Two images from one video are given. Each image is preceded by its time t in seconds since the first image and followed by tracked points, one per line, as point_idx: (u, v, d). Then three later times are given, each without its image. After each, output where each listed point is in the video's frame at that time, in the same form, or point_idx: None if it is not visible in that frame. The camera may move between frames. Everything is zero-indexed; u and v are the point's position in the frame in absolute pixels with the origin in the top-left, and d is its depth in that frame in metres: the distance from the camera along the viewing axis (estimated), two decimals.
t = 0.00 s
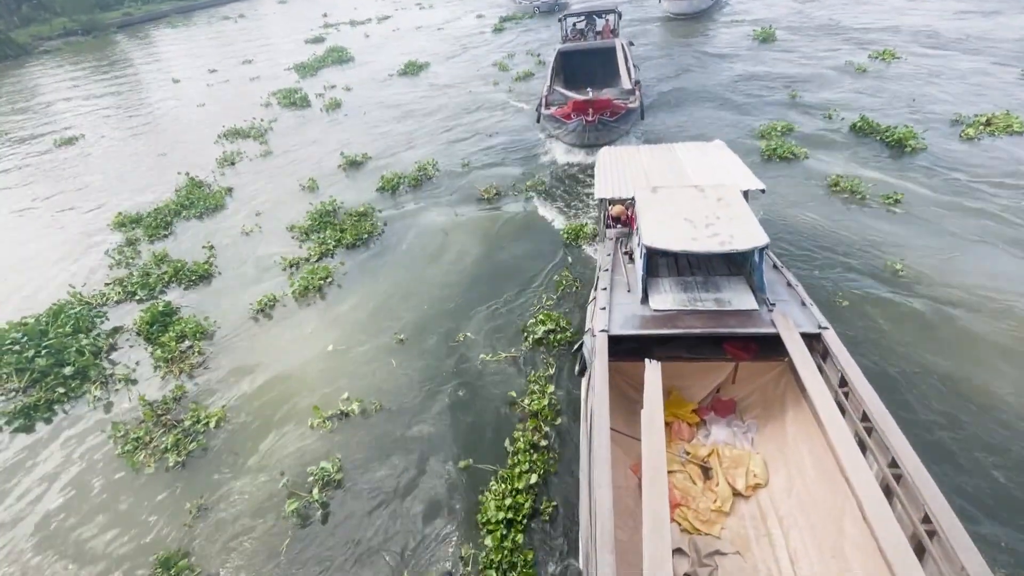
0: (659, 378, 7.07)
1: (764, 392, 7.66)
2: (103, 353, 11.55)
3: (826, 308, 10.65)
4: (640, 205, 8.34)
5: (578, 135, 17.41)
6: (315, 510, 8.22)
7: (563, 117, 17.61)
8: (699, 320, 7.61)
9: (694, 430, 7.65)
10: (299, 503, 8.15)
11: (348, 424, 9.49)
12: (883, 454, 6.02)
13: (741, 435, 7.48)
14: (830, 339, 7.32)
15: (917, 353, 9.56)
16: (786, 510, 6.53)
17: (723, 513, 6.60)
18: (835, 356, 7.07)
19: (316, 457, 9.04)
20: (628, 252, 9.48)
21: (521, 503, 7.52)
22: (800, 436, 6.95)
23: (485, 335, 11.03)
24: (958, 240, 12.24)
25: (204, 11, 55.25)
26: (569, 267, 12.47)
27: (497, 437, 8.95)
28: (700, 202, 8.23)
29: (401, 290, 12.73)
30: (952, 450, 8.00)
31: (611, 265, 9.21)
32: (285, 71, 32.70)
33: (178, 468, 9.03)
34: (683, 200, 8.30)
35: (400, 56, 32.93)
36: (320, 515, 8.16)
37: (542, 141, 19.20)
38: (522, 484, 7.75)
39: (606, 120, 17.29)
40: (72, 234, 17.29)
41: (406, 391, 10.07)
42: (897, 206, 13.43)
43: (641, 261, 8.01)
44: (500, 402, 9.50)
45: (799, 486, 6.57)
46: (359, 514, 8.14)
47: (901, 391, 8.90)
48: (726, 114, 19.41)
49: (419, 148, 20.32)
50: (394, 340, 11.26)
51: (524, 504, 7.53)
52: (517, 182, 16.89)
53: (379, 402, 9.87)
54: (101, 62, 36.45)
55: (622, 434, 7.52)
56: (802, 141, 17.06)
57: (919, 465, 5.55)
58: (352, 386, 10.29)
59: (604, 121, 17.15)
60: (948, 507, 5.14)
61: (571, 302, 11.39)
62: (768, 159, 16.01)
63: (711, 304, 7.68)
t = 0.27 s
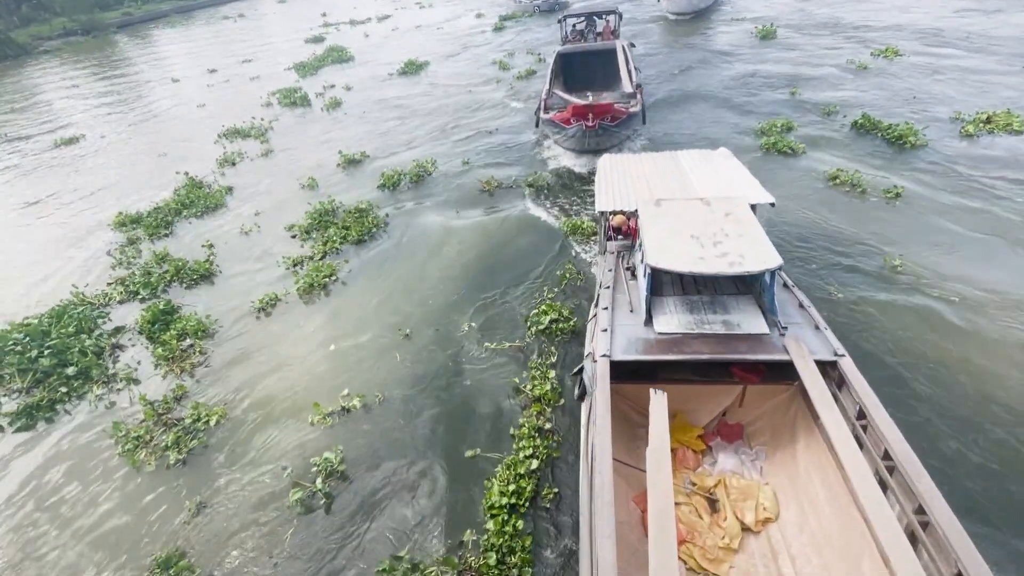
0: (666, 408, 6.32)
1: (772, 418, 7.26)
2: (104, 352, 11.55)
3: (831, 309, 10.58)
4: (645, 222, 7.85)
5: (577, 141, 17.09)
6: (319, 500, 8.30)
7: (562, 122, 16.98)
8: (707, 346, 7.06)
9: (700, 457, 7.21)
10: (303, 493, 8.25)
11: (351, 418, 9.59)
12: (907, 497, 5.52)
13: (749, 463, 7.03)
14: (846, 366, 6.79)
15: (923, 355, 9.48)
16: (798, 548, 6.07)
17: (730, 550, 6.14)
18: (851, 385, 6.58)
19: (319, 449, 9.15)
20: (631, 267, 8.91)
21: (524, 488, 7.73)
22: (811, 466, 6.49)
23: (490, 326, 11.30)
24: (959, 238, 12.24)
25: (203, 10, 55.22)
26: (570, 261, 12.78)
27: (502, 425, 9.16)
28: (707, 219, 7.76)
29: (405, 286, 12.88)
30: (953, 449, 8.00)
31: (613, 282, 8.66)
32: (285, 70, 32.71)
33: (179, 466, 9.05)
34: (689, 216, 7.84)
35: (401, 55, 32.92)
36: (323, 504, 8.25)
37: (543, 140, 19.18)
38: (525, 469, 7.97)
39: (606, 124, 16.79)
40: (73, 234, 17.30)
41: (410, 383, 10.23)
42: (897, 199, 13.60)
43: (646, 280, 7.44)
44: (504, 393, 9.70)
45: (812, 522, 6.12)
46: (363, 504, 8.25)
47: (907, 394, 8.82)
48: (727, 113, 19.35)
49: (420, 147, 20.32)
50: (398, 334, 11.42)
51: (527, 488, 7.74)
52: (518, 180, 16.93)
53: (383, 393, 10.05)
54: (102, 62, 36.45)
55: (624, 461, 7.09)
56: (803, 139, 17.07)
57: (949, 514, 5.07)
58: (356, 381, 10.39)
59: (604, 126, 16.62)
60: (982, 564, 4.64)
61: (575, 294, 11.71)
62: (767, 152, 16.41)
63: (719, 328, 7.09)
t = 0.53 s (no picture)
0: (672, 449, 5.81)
1: (783, 446, 6.64)
2: (105, 352, 11.58)
3: (835, 310, 10.50)
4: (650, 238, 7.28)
5: (576, 147, 16.39)
6: (323, 490, 8.43)
7: (562, 127, 16.22)
8: (716, 376, 6.49)
9: (706, 490, 6.60)
10: (307, 483, 8.37)
11: (352, 413, 9.68)
12: (938, 552, 4.95)
13: (759, 498, 6.41)
14: (868, 400, 6.15)
15: (929, 356, 9.41)
16: None
17: None
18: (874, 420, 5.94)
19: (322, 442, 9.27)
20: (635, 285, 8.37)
21: (528, 471, 7.95)
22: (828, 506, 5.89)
23: (494, 318, 11.49)
24: (960, 236, 12.23)
25: (203, 10, 55.21)
26: (570, 254, 13.02)
27: (507, 411, 9.34)
28: (717, 236, 7.20)
29: (409, 281, 13.02)
30: (955, 448, 7.97)
31: (614, 301, 8.16)
32: (285, 70, 32.74)
33: (180, 465, 9.08)
34: (696, 233, 7.29)
35: (401, 54, 32.94)
36: (328, 494, 8.39)
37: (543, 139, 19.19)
38: (529, 452, 8.20)
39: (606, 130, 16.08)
40: (74, 234, 17.32)
41: (413, 376, 10.37)
42: (899, 194, 13.71)
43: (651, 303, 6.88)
44: (507, 384, 9.86)
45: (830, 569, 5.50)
46: (367, 493, 8.40)
47: (911, 395, 8.76)
48: (728, 113, 19.31)
49: (420, 146, 20.34)
50: (403, 329, 11.53)
51: (531, 470, 7.96)
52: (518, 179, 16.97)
53: (385, 386, 10.19)
54: (102, 62, 36.49)
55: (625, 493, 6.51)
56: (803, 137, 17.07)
57: None
58: (360, 376, 10.50)
59: (605, 132, 15.89)
60: None
61: (578, 285, 11.95)
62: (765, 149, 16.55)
63: (729, 356, 6.55)
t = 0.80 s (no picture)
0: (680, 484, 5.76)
1: (796, 480, 6.39)
2: (106, 352, 11.59)
3: (839, 311, 10.44)
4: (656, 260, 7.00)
5: (577, 154, 16.11)
6: (324, 480, 8.59)
7: (562, 135, 15.71)
8: (728, 413, 6.23)
9: (716, 527, 6.38)
10: (309, 473, 8.53)
11: (354, 408, 9.80)
12: None
13: (771, 537, 6.17)
14: (892, 442, 5.82)
15: (933, 357, 9.35)
16: None
17: None
18: (900, 467, 5.57)
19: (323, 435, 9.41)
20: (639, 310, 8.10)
21: (530, 454, 8.29)
22: (846, 552, 5.56)
23: (498, 309, 11.70)
24: (961, 234, 12.21)
25: (203, 10, 55.22)
26: (571, 250, 13.24)
27: (510, 399, 9.60)
28: (727, 259, 6.90)
29: (413, 277, 13.16)
30: (956, 448, 7.95)
31: (618, 327, 7.92)
32: (286, 69, 32.76)
33: (182, 464, 9.10)
34: (706, 256, 6.98)
35: (401, 54, 32.95)
36: (329, 484, 8.54)
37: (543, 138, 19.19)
38: (532, 436, 8.53)
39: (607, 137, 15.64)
40: (75, 234, 17.34)
41: (417, 369, 10.51)
42: (902, 190, 13.81)
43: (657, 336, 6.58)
44: (508, 376, 10.03)
45: None
46: (369, 483, 8.55)
47: (912, 395, 8.75)
48: (729, 112, 19.28)
49: (421, 145, 20.35)
50: (407, 325, 11.63)
51: (534, 453, 8.29)
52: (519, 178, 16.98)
53: (388, 378, 10.35)
54: (103, 62, 36.51)
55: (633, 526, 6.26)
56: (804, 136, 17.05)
57: None
58: (364, 370, 10.61)
59: (607, 139, 15.44)
60: None
61: (581, 280, 12.19)
62: (765, 147, 16.55)
63: (741, 390, 6.26)
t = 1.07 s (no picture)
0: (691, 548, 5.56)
1: (812, 522, 6.03)
2: (108, 352, 11.59)
3: (845, 312, 10.37)
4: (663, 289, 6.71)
5: (578, 163, 15.26)
6: (324, 471, 8.74)
7: (562, 143, 14.90)
8: (742, 459, 5.83)
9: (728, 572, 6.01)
10: (309, 464, 8.70)
11: (355, 405, 9.88)
12: None
13: None
14: (922, 492, 5.39)
15: (939, 357, 9.29)
16: None
17: None
18: (932, 520, 5.11)
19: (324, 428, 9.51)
20: (644, 335, 7.72)
21: (534, 439, 8.42)
22: None
23: (503, 300, 11.89)
24: (964, 233, 12.18)
25: (204, 10, 55.20)
26: (572, 245, 13.42)
27: (514, 386, 9.82)
28: (739, 287, 6.63)
29: (417, 271, 13.28)
30: (961, 448, 7.91)
31: (621, 355, 7.53)
32: (286, 69, 32.76)
33: (184, 463, 9.11)
34: (717, 283, 6.71)
35: (402, 53, 32.96)
36: (329, 475, 8.69)
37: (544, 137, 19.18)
38: (535, 422, 8.67)
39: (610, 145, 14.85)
40: (76, 234, 17.34)
41: (421, 362, 10.64)
42: (907, 185, 13.81)
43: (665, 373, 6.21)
44: (511, 371, 10.15)
45: None
46: (370, 475, 8.67)
47: (916, 394, 8.71)
48: (732, 112, 19.21)
49: (422, 145, 20.35)
50: (413, 321, 11.69)
51: (537, 438, 8.43)
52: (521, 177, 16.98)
53: (392, 371, 10.51)
54: (104, 62, 36.52)
55: None
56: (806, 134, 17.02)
57: None
58: (368, 364, 10.73)
59: (609, 147, 14.71)
60: None
61: (585, 274, 12.37)
62: (767, 147, 16.52)
63: (756, 432, 5.86)
